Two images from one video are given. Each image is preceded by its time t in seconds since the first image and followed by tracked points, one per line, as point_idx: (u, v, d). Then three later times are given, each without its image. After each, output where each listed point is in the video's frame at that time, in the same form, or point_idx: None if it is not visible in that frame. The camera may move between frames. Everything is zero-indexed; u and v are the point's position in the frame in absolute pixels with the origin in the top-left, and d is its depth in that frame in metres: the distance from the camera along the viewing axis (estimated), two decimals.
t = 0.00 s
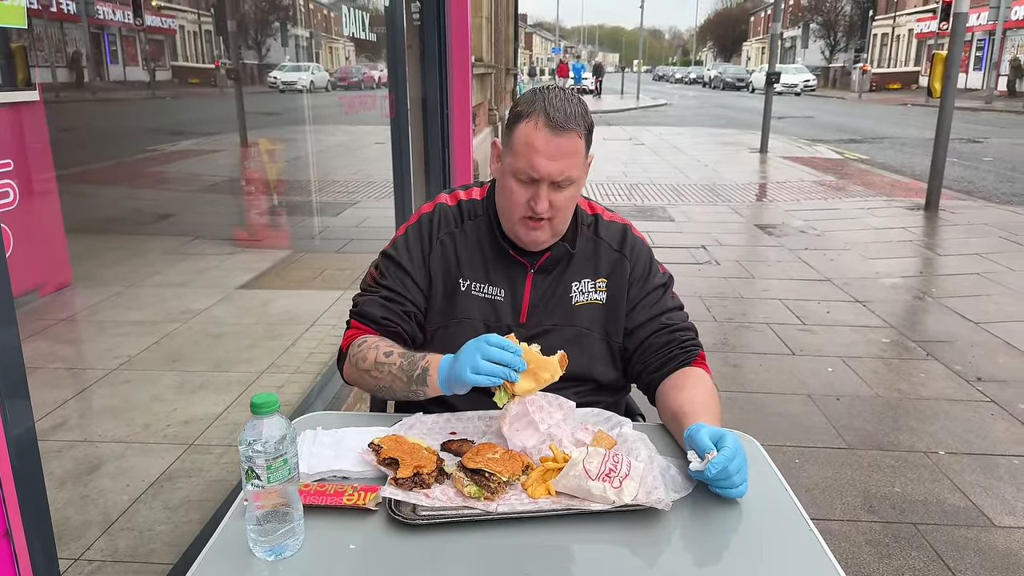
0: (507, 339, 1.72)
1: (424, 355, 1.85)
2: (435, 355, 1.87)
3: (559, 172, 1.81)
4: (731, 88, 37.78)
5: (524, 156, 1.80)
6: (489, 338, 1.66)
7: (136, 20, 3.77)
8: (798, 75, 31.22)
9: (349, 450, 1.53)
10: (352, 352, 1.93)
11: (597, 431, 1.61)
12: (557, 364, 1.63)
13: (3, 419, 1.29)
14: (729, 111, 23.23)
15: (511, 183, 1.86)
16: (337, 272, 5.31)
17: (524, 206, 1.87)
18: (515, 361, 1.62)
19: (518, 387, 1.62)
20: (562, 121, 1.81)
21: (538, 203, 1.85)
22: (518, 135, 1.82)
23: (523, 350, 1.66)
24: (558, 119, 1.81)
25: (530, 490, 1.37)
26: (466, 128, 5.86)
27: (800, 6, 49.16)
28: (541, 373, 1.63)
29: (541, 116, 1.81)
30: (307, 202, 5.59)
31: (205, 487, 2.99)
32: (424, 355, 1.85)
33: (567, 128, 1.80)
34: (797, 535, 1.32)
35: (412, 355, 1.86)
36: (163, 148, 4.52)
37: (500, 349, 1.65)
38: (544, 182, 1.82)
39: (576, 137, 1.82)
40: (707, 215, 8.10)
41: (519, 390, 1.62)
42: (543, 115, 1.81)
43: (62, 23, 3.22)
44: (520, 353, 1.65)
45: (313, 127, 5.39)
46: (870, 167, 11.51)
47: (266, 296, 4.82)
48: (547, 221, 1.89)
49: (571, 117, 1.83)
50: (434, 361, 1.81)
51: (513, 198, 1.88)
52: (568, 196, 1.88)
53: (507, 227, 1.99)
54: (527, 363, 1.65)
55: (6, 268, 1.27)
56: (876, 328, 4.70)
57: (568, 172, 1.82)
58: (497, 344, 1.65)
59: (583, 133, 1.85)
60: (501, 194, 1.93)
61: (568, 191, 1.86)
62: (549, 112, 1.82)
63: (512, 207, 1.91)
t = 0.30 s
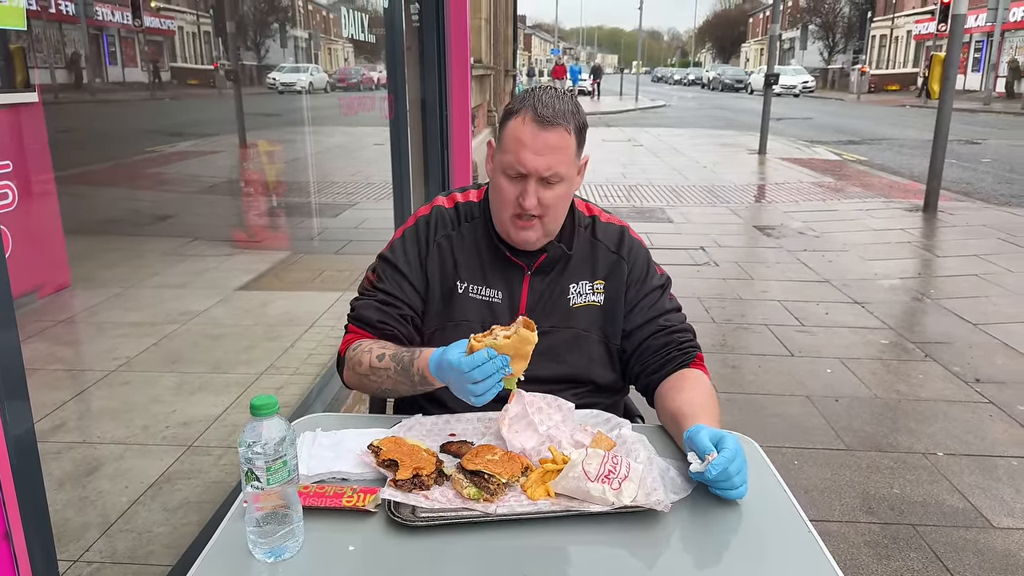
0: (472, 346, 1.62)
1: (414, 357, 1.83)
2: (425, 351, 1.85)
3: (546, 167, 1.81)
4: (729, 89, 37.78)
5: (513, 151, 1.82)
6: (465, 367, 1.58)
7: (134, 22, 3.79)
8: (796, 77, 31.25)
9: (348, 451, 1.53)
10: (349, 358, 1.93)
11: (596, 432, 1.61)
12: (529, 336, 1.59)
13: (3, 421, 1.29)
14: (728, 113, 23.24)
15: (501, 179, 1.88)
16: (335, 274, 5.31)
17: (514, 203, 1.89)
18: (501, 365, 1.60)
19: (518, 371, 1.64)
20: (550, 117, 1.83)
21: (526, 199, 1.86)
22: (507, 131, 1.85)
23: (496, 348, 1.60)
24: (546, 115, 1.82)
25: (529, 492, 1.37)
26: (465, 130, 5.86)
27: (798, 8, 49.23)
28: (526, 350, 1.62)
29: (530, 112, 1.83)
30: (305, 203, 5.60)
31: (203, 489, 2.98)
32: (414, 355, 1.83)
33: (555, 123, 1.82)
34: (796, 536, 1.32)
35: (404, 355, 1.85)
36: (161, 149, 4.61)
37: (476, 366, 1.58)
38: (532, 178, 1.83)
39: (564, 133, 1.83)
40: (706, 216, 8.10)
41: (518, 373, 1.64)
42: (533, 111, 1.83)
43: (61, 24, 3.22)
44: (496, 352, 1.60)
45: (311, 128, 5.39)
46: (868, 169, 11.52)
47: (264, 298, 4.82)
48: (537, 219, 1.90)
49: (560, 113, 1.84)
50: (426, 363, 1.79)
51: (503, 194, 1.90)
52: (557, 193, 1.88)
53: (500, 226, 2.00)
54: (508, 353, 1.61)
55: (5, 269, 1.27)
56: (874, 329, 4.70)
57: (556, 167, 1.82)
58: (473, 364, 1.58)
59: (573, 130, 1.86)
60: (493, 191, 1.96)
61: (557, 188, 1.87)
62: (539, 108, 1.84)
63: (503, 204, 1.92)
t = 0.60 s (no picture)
0: (466, 357, 1.62)
1: (412, 361, 1.83)
2: (424, 355, 1.85)
3: (545, 168, 1.82)
4: (728, 91, 37.80)
5: (511, 152, 1.82)
6: (460, 379, 1.58)
7: (134, 23, 3.80)
8: (795, 79, 31.31)
9: (348, 452, 1.53)
10: (347, 360, 1.93)
11: (596, 433, 1.61)
12: (523, 347, 1.58)
13: (3, 422, 1.29)
14: (728, 114, 23.26)
15: (499, 181, 1.88)
16: (334, 275, 5.34)
17: (513, 205, 1.89)
18: (496, 376, 1.59)
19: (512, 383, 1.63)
20: (548, 118, 1.83)
21: (526, 200, 1.86)
22: (505, 133, 1.85)
23: (490, 359, 1.59)
24: (543, 115, 1.83)
25: (530, 493, 1.37)
26: (464, 131, 5.87)
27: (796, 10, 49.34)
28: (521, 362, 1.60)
29: (527, 113, 1.84)
30: (304, 205, 5.61)
31: (203, 490, 2.98)
32: (413, 359, 1.84)
33: (552, 124, 1.83)
34: (796, 536, 1.32)
35: (403, 359, 1.86)
36: (161, 150, 4.52)
37: (471, 377, 1.58)
38: (531, 179, 1.83)
39: (562, 133, 1.84)
40: (705, 218, 8.11)
41: (515, 383, 1.63)
42: (530, 113, 1.84)
43: (60, 25, 3.22)
44: (490, 364, 1.59)
45: (310, 129, 5.39)
46: (867, 170, 11.55)
47: (263, 299, 4.82)
48: (537, 219, 1.89)
49: (557, 114, 1.85)
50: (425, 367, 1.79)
51: (502, 196, 1.90)
52: (557, 194, 1.88)
53: (501, 229, 1.99)
54: (503, 364, 1.60)
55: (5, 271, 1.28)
56: (873, 330, 4.70)
57: (555, 167, 1.83)
58: (468, 377, 1.58)
59: (570, 131, 1.87)
60: (492, 194, 1.95)
61: (556, 188, 1.87)
62: (536, 110, 1.85)
63: (502, 206, 1.92)
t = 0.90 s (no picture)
0: (466, 350, 1.64)
1: (412, 362, 1.83)
2: (424, 356, 1.85)
3: (543, 172, 1.82)
4: (727, 92, 37.85)
5: (507, 157, 1.82)
6: (454, 371, 1.61)
7: (133, 24, 3.79)
8: (794, 80, 31.35)
9: (348, 454, 1.53)
10: (347, 361, 1.94)
11: (596, 434, 1.61)
12: (520, 353, 1.56)
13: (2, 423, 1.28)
14: (727, 115, 23.28)
15: (497, 186, 1.88)
16: (334, 276, 5.43)
17: (512, 209, 1.89)
18: (490, 376, 1.59)
19: (506, 388, 1.61)
20: (544, 121, 1.83)
21: (524, 204, 1.86)
22: (501, 137, 1.85)
23: (487, 357, 1.61)
24: (540, 119, 1.83)
25: (530, 494, 1.37)
26: (463, 133, 5.89)
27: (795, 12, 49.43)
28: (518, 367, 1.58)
29: (523, 117, 1.84)
30: (304, 206, 5.63)
31: (202, 492, 2.98)
32: (413, 359, 1.85)
33: (549, 128, 1.82)
34: (796, 538, 1.32)
35: (403, 359, 1.86)
36: (160, 152, 4.43)
37: (463, 373, 1.60)
38: (529, 183, 1.83)
39: (559, 137, 1.83)
40: (704, 219, 8.12)
41: (508, 389, 1.62)
42: (525, 116, 1.84)
43: (60, 27, 3.20)
44: (487, 362, 1.60)
45: (310, 131, 5.43)
46: (866, 172, 11.56)
47: (262, 301, 4.82)
48: (536, 223, 1.90)
49: (554, 117, 1.85)
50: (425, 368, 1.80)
51: (500, 201, 1.90)
52: (555, 197, 1.88)
53: (500, 232, 1.99)
54: (499, 365, 1.61)
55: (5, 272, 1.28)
56: (872, 332, 4.71)
57: (552, 171, 1.83)
58: (463, 370, 1.61)
59: (567, 133, 1.86)
60: (490, 198, 1.95)
61: (555, 191, 1.87)
62: (532, 113, 1.84)
63: (500, 211, 1.92)
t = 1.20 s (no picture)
0: (470, 346, 1.71)
1: (414, 364, 1.83)
2: (425, 360, 1.85)
3: (521, 182, 1.81)
4: (726, 94, 37.87)
5: (486, 173, 1.82)
6: (452, 358, 1.65)
7: (133, 26, 3.78)
8: (794, 82, 31.36)
9: (348, 456, 1.53)
10: (347, 363, 1.94)
11: (597, 437, 1.60)
12: (521, 358, 1.60)
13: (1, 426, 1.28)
14: (727, 117, 23.29)
15: (481, 202, 1.89)
16: (333, 279, 5.51)
17: (499, 222, 1.89)
18: (485, 372, 1.62)
19: (495, 390, 1.65)
20: (516, 131, 1.81)
21: (509, 216, 1.86)
22: (477, 154, 1.84)
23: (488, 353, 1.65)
24: (510, 129, 1.81)
25: (530, 496, 1.36)
26: (462, 132, 5.97)
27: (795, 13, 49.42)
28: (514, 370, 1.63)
29: (494, 130, 1.83)
30: (304, 207, 5.61)
31: (202, 494, 2.98)
32: (415, 363, 1.84)
33: (521, 137, 1.81)
34: (798, 540, 1.32)
35: (404, 363, 1.86)
36: (159, 154, 4.30)
37: (462, 362, 1.64)
38: (510, 195, 1.83)
39: (533, 144, 1.82)
40: (704, 220, 8.12)
41: (497, 393, 1.65)
42: (497, 129, 1.83)
43: (60, 28, 3.20)
44: (487, 357, 1.65)
45: (310, 133, 5.44)
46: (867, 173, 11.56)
47: (262, 302, 4.82)
48: (526, 231, 1.90)
49: (525, 124, 1.83)
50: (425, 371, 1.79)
51: (487, 216, 1.91)
52: (540, 203, 1.88)
53: (493, 243, 2.01)
54: (496, 364, 1.64)
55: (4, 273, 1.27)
56: (873, 333, 4.70)
57: (531, 179, 1.82)
58: (461, 359, 1.65)
59: (541, 138, 1.84)
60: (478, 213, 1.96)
61: (538, 198, 1.86)
62: (503, 125, 1.83)
63: (489, 225, 1.93)
